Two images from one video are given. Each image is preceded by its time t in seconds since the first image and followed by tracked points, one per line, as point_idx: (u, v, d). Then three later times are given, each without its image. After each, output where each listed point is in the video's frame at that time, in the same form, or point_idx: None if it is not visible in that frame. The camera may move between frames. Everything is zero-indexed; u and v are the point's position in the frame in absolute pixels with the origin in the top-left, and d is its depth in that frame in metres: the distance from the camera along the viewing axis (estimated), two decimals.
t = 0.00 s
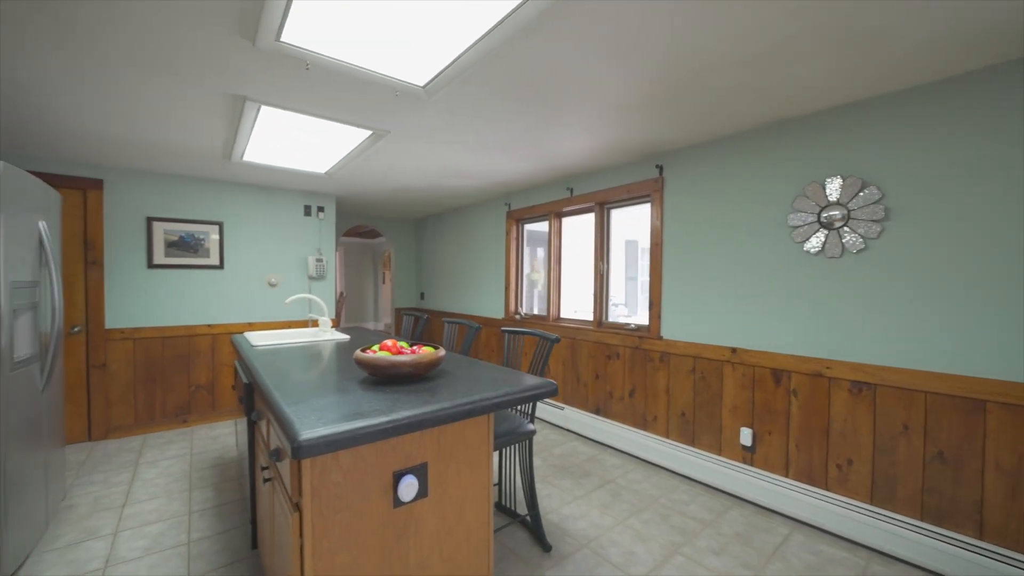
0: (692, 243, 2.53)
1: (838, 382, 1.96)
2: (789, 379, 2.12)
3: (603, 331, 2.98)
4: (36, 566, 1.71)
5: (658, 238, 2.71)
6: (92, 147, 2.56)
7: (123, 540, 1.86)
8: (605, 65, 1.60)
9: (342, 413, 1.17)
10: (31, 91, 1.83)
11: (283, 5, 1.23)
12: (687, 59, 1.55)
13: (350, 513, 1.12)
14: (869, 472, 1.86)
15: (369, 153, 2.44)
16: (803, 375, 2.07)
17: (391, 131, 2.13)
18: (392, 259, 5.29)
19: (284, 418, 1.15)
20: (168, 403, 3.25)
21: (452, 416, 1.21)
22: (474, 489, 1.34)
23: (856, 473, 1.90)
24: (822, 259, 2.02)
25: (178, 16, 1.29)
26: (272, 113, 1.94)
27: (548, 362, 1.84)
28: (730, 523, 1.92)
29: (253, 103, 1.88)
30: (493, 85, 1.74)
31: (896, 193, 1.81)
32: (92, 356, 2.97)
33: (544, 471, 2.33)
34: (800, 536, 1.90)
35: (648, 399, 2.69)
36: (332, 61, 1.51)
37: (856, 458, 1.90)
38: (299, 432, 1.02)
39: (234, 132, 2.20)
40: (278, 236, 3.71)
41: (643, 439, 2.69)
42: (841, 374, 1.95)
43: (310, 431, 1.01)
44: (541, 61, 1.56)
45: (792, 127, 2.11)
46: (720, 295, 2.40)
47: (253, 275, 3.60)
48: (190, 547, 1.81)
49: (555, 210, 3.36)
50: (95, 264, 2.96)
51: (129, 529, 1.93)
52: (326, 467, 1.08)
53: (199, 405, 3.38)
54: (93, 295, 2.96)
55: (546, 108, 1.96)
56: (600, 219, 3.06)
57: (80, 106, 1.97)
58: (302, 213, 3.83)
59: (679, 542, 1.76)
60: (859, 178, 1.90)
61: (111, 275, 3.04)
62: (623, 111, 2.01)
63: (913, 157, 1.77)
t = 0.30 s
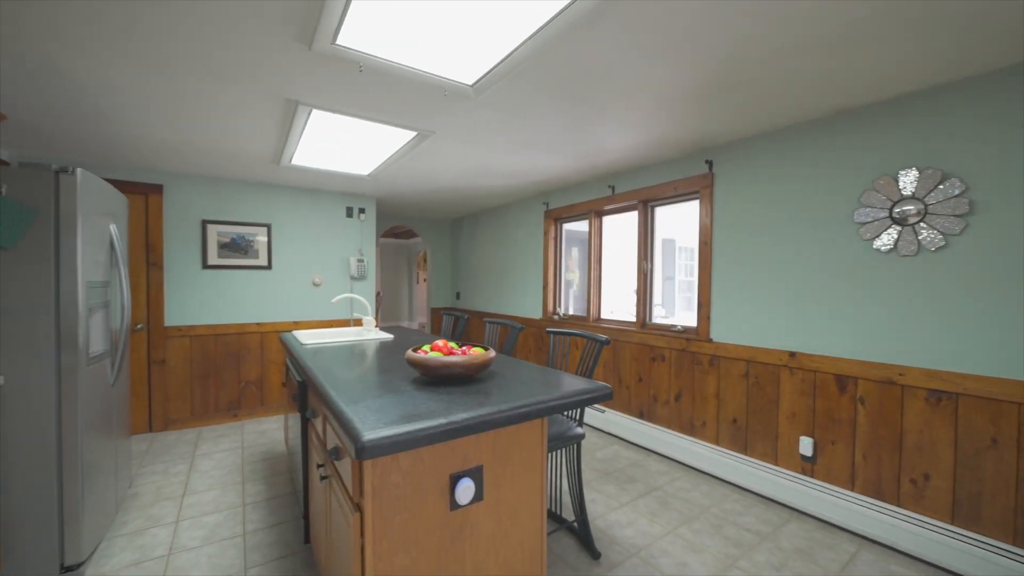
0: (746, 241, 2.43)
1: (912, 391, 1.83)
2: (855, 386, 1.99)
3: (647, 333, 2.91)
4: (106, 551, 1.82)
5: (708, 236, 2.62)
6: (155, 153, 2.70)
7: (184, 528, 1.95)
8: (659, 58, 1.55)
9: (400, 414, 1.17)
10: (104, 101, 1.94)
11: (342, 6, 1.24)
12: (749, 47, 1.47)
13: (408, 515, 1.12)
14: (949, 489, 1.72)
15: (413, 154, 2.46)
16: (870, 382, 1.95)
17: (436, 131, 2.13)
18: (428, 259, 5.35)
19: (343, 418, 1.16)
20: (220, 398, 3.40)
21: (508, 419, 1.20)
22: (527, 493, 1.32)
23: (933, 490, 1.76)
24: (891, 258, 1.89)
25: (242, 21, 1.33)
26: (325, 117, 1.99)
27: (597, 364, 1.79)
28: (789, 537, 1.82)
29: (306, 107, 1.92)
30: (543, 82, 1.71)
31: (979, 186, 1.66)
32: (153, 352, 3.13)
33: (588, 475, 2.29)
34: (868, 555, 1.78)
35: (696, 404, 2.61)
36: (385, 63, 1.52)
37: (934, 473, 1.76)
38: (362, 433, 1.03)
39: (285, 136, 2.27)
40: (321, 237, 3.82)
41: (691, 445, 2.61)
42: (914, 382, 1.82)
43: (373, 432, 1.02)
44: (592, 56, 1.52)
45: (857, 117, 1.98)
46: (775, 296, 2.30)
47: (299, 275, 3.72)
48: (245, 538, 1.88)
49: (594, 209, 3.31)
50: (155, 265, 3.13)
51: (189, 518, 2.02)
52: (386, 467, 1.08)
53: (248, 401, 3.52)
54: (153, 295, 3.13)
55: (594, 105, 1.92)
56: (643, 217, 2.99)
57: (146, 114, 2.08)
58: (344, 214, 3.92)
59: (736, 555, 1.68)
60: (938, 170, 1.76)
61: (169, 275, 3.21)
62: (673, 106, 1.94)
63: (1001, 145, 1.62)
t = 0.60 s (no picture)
0: (809, 241, 2.31)
1: (1002, 404, 1.68)
2: (932, 396, 1.85)
3: (694, 335, 2.87)
4: (172, 539, 1.92)
5: (763, 234, 2.54)
6: (214, 159, 2.84)
7: (242, 519, 2.04)
8: (718, 49, 1.48)
9: (457, 417, 1.19)
10: (172, 110, 2.06)
11: (399, 8, 1.25)
12: (817, 34, 1.38)
13: (466, 518, 1.12)
14: None
15: (457, 155, 2.47)
16: (951, 393, 1.80)
17: (480, 131, 2.13)
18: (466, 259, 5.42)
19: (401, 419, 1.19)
20: (270, 394, 3.54)
21: (564, 425, 1.19)
22: (583, 500, 1.31)
23: None
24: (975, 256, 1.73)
25: (302, 27, 1.37)
26: (374, 121, 2.02)
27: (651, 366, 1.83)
28: (857, 556, 1.71)
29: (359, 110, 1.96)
30: (594, 80, 1.67)
31: None
32: (210, 349, 3.30)
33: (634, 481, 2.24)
34: None
35: (750, 411, 2.55)
36: (437, 64, 1.53)
37: None
38: (423, 435, 1.06)
39: (335, 140, 2.33)
40: (365, 238, 3.91)
41: (745, 454, 2.55)
42: (1005, 395, 1.67)
43: (435, 434, 1.03)
44: (649, 49, 1.47)
45: (937, 105, 1.85)
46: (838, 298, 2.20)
47: (343, 276, 3.83)
48: (298, 532, 1.93)
49: (638, 208, 3.29)
50: (212, 266, 3.29)
51: (246, 510, 2.11)
52: (446, 470, 1.09)
53: (296, 397, 3.65)
54: (210, 294, 3.29)
55: (645, 101, 1.86)
56: (690, 215, 2.95)
57: (209, 121, 2.19)
58: (386, 216, 4.01)
59: (799, 572, 1.58)
60: None
61: (225, 275, 3.37)
62: (729, 98, 1.86)
63: None
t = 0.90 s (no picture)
0: (866, 245, 2.23)
1: None
2: (1016, 410, 1.72)
3: (740, 338, 2.82)
4: (228, 529, 2.03)
5: (818, 233, 2.45)
6: (264, 166, 2.98)
7: (292, 513, 2.12)
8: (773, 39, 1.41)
9: (506, 423, 1.22)
10: (228, 120, 2.17)
11: (447, 16, 1.27)
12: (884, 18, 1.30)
13: (515, 525, 1.15)
14: None
15: (496, 157, 2.48)
16: None
17: (521, 133, 2.13)
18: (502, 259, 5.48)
19: (452, 425, 1.24)
20: (315, 392, 3.68)
21: (611, 434, 1.21)
22: (631, 506, 1.32)
23: None
24: None
25: (354, 37, 1.41)
26: (417, 125, 2.06)
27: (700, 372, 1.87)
28: None
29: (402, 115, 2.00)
30: (641, 77, 1.65)
31: None
32: (260, 348, 3.46)
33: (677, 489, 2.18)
34: None
35: (803, 420, 2.45)
36: (481, 68, 1.54)
37: None
38: (475, 441, 1.10)
39: (377, 145, 2.38)
40: (403, 241, 3.99)
41: (797, 465, 2.46)
42: None
43: (486, 442, 1.07)
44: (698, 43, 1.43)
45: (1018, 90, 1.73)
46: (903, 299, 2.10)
47: (384, 278, 3.93)
48: (345, 528, 1.99)
49: (680, 207, 3.25)
50: (262, 268, 3.45)
51: (295, 503, 2.20)
52: (496, 477, 1.13)
53: (339, 394, 3.77)
54: (259, 295, 3.45)
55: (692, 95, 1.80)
56: (737, 214, 2.90)
57: (261, 130, 2.30)
58: (424, 219, 4.08)
59: None
60: None
61: (273, 277, 3.53)
62: (781, 89, 1.78)
63: None
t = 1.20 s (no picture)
0: (930, 245, 2.09)
1: None
2: None
3: (788, 343, 2.70)
4: (276, 521, 2.12)
5: (876, 232, 2.31)
6: (308, 172, 3.09)
7: (334, 507, 2.20)
8: (827, 26, 1.34)
9: (549, 429, 1.25)
10: (277, 128, 2.27)
11: (490, 19, 1.28)
12: None
13: (557, 529, 1.18)
14: None
15: (533, 159, 2.48)
16: None
17: (558, 134, 2.12)
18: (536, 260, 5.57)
19: (496, 429, 1.28)
20: (354, 390, 3.79)
21: (655, 444, 1.22)
22: (672, 513, 1.33)
23: None
24: None
25: (398, 44, 1.45)
26: (456, 129, 2.08)
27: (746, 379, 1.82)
28: None
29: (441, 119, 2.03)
30: (687, 72, 1.60)
31: None
32: (303, 347, 3.61)
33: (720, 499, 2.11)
34: None
35: (857, 431, 2.32)
36: (520, 71, 1.55)
37: None
38: (521, 446, 1.13)
39: (415, 149, 2.42)
40: (439, 243, 4.06)
41: (854, 479, 2.31)
42: None
43: (529, 448, 1.11)
44: (746, 33, 1.38)
45: None
46: (974, 302, 1.95)
47: (419, 279, 4.00)
48: (385, 524, 2.05)
49: (723, 206, 3.15)
50: (305, 270, 3.59)
51: (337, 498, 2.28)
52: (538, 482, 1.16)
53: (377, 393, 3.87)
54: (301, 296, 3.58)
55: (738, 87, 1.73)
56: (784, 212, 2.78)
57: (307, 137, 2.39)
58: (459, 221, 4.13)
59: None
60: None
61: (316, 279, 3.66)
62: (835, 78, 1.69)
63: None
